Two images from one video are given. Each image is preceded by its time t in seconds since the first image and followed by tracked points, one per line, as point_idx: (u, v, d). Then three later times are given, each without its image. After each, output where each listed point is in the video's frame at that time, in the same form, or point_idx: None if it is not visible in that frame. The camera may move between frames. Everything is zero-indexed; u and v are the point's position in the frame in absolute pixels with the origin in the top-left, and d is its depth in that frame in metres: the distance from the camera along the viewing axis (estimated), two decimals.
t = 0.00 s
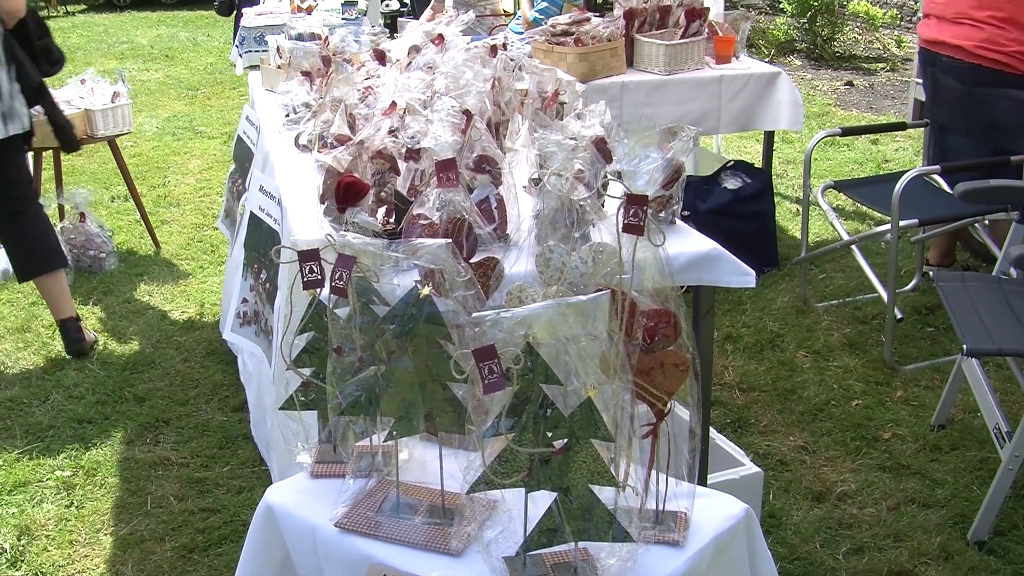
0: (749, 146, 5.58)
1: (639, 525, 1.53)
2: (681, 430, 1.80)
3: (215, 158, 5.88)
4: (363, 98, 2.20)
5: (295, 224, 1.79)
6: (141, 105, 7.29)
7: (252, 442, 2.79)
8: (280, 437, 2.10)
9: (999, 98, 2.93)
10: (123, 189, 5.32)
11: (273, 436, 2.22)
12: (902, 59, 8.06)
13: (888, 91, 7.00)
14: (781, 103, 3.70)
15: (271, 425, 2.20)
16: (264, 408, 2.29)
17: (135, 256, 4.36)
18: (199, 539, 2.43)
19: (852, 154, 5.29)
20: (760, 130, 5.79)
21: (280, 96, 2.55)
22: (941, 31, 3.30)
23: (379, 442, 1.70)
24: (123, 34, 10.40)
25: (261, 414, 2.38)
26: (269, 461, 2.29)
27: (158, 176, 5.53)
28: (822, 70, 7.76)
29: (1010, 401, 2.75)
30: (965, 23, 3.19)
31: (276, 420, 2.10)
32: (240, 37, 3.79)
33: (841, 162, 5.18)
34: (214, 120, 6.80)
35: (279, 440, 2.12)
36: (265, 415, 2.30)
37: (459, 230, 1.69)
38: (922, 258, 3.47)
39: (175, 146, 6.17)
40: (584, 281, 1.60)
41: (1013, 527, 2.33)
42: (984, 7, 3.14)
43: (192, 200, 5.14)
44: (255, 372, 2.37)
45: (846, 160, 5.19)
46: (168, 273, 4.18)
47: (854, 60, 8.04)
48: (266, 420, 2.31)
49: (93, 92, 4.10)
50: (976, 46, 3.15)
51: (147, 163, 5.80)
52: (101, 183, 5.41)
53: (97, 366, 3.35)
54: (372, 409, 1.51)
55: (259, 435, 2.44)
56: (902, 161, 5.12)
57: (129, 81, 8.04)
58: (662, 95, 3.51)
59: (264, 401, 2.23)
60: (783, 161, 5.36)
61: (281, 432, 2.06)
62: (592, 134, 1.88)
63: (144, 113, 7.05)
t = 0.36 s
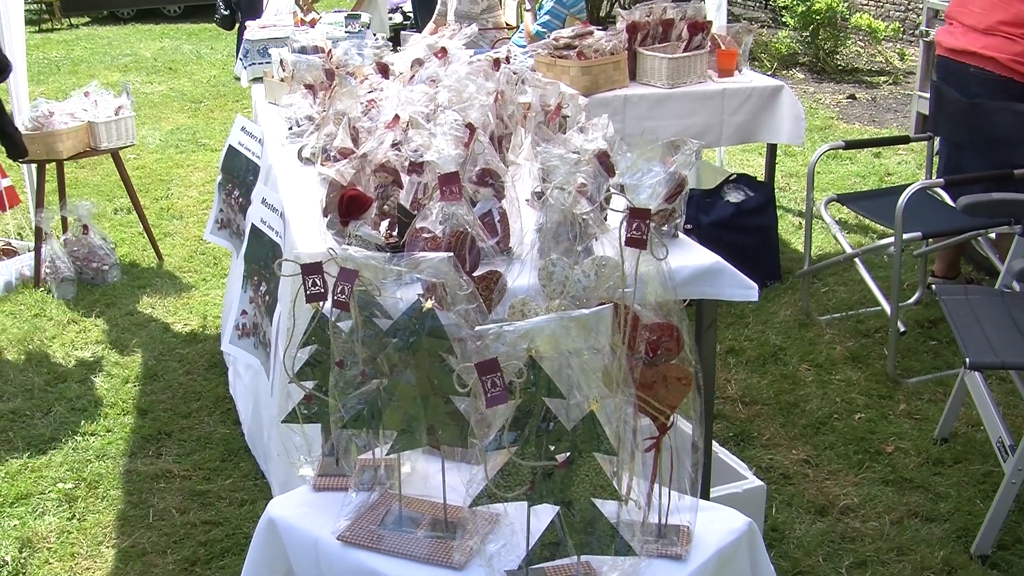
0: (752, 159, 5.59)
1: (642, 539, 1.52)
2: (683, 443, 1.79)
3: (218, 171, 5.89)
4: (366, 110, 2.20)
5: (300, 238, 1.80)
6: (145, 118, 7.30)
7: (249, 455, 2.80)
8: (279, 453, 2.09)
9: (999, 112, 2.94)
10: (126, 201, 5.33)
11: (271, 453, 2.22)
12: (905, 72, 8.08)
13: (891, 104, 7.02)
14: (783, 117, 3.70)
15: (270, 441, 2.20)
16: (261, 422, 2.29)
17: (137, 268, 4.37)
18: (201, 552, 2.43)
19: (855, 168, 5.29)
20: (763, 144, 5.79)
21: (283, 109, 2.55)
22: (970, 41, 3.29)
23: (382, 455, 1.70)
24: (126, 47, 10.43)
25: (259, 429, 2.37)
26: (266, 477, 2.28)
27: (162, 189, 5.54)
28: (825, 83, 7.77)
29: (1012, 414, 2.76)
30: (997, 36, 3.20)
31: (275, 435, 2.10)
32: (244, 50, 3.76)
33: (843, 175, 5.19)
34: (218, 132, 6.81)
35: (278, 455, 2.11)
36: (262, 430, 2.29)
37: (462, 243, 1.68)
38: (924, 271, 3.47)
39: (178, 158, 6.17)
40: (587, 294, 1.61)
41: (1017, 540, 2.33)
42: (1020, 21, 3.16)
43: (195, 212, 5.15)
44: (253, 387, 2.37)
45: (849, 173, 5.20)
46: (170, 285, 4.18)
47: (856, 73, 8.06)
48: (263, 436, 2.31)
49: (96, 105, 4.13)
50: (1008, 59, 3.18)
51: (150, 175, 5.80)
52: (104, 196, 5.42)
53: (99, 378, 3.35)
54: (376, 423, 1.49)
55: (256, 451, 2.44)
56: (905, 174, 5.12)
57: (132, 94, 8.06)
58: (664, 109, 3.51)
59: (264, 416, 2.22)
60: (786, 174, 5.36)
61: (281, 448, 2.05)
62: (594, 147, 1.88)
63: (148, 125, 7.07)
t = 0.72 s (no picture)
0: (756, 172, 5.59)
1: (645, 552, 1.52)
2: (687, 455, 1.79)
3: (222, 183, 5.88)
4: (370, 123, 2.20)
5: (303, 249, 1.80)
6: (149, 129, 7.31)
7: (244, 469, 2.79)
8: (277, 466, 2.09)
9: (1009, 125, 2.95)
10: (130, 213, 5.33)
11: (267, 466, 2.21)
12: (908, 85, 8.08)
13: (894, 116, 7.02)
14: (787, 129, 3.68)
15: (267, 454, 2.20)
16: (258, 434, 2.29)
17: (141, 280, 4.37)
18: (204, 564, 2.43)
19: (859, 180, 5.29)
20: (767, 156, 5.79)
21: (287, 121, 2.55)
22: (970, 53, 3.30)
23: (385, 467, 1.70)
24: (131, 58, 10.47)
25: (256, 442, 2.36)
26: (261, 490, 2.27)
27: (166, 201, 5.54)
28: (829, 95, 7.78)
29: (1017, 427, 2.75)
30: (996, 48, 3.20)
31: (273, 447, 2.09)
32: (247, 62, 3.80)
33: (847, 187, 5.18)
34: (222, 144, 6.82)
35: (275, 468, 2.11)
36: (260, 443, 2.29)
37: (465, 255, 1.68)
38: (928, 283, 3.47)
39: (182, 170, 6.18)
40: (590, 307, 1.61)
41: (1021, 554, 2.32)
42: (1017, 33, 3.15)
43: (199, 224, 5.15)
44: (252, 400, 2.37)
45: (853, 186, 5.19)
46: (174, 297, 4.18)
47: (860, 85, 8.06)
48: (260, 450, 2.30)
49: (101, 116, 4.12)
50: (1005, 71, 3.18)
51: (154, 187, 5.81)
52: (109, 207, 5.42)
53: (103, 390, 3.35)
54: (379, 435, 1.48)
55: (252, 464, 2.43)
56: (909, 187, 5.12)
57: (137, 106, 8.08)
58: (666, 122, 3.52)
59: (263, 429, 2.22)
60: (790, 187, 5.36)
61: (280, 460, 2.05)
62: (598, 160, 1.89)
63: (152, 137, 7.07)
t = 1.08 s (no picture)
0: (764, 184, 5.59)
1: (652, 564, 1.52)
2: (694, 468, 1.79)
3: (230, 194, 5.89)
4: (378, 134, 2.21)
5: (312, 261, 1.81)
6: (157, 140, 7.32)
7: (245, 480, 2.79)
8: (278, 478, 2.08)
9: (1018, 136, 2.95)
10: (137, 223, 5.34)
11: (265, 478, 2.20)
12: (916, 97, 8.09)
13: (902, 128, 7.02)
14: (796, 141, 3.71)
15: (267, 467, 2.19)
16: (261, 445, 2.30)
17: (149, 290, 4.37)
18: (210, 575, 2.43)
19: (866, 193, 5.29)
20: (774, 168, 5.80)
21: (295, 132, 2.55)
22: (961, 65, 3.41)
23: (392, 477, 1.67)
24: (139, 68, 10.51)
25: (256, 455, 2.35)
26: (257, 504, 2.26)
27: (173, 211, 5.55)
28: (836, 107, 7.78)
29: None
30: (983, 59, 3.30)
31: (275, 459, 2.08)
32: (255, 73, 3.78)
33: (855, 200, 5.18)
34: (229, 155, 6.83)
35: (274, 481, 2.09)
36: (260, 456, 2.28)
37: (473, 267, 1.68)
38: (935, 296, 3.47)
39: (189, 181, 6.19)
40: (598, 319, 1.60)
41: None
42: (1001, 44, 3.24)
43: (206, 235, 5.16)
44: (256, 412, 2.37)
45: (860, 198, 5.19)
46: (181, 307, 4.18)
47: (867, 97, 8.08)
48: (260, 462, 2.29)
49: (109, 127, 4.11)
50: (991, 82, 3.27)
51: (162, 198, 5.82)
52: (117, 218, 5.43)
53: (110, 400, 3.35)
54: (387, 446, 1.50)
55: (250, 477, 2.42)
56: (916, 199, 5.12)
57: (145, 116, 8.09)
58: (675, 134, 3.52)
59: (265, 441, 2.22)
60: (797, 199, 5.36)
61: (282, 474, 2.04)
62: (606, 171, 1.88)
63: (160, 148, 7.09)
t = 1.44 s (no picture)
0: (771, 197, 5.59)
1: None
2: (701, 481, 1.79)
3: (238, 205, 5.90)
4: (386, 146, 2.21)
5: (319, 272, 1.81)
6: (165, 151, 7.34)
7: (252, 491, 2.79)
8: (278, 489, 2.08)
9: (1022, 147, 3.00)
10: (145, 234, 5.35)
11: (267, 491, 2.19)
12: (923, 109, 8.10)
13: (910, 141, 7.02)
14: (803, 153, 3.70)
15: (268, 482, 2.18)
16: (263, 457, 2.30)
17: (157, 301, 4.38)
18: None
19: (874, 205, 5.28)
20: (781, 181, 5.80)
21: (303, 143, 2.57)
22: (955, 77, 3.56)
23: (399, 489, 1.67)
24: (148, 79, 10.54)
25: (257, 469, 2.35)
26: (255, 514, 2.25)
27: (181, 222, 5.56)
28: (844, 119, 7.79)
29: None
30: (970, 72, 3.45)
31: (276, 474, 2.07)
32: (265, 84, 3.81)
33: (863, 212, 5.18)
34: (237, 166, 6.85)
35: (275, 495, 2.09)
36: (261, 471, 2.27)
37: (481, 279, 1.68)
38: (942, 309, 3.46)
39: (197, 192, 6.20)
40: (606, 331, 1.60)
41: None
42: (985, 57, 3.39)
43: (214, 246, 5.16)
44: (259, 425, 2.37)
45: (868, 211, 5.19)
46: (189, 318, 4.18)
47: (875, 110, 8.09)
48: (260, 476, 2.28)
49: (118, 137, 4.13)
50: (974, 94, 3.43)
51: (170, 208, 5.83)
52: (124, 228, 5.45)
53: (118, 410, 3.36)
54: (394, 458, 1.49)
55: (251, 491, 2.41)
56: (924, 211, 5.12)
57: (153, 127, 8.11)
58: (683, 146, 3.52)
59: (269, 452, 2.22)
60: (805, 212, 5.36)
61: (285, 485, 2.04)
62: (613, 184, 1.89)
63: (168, 158, 7.10)
